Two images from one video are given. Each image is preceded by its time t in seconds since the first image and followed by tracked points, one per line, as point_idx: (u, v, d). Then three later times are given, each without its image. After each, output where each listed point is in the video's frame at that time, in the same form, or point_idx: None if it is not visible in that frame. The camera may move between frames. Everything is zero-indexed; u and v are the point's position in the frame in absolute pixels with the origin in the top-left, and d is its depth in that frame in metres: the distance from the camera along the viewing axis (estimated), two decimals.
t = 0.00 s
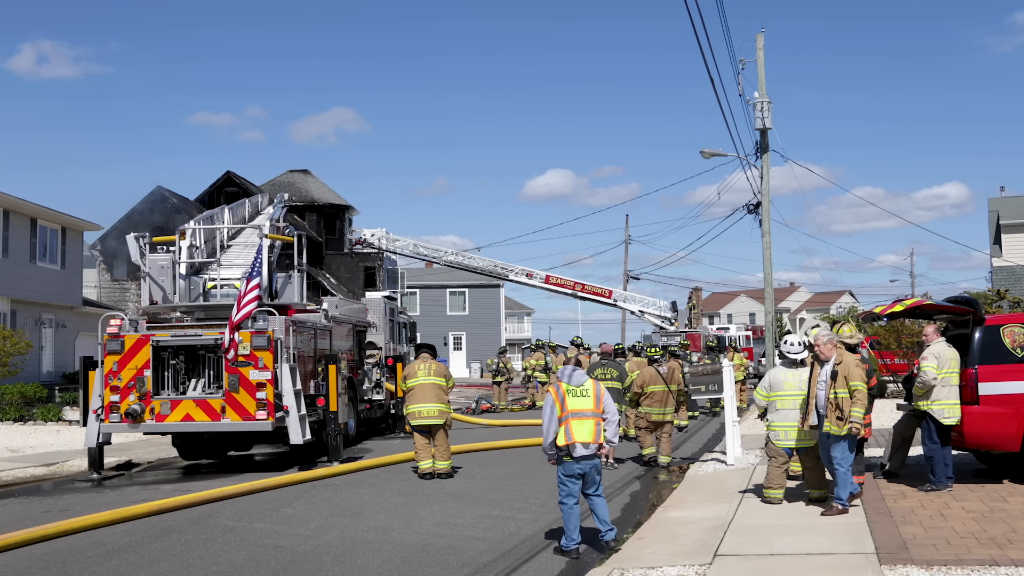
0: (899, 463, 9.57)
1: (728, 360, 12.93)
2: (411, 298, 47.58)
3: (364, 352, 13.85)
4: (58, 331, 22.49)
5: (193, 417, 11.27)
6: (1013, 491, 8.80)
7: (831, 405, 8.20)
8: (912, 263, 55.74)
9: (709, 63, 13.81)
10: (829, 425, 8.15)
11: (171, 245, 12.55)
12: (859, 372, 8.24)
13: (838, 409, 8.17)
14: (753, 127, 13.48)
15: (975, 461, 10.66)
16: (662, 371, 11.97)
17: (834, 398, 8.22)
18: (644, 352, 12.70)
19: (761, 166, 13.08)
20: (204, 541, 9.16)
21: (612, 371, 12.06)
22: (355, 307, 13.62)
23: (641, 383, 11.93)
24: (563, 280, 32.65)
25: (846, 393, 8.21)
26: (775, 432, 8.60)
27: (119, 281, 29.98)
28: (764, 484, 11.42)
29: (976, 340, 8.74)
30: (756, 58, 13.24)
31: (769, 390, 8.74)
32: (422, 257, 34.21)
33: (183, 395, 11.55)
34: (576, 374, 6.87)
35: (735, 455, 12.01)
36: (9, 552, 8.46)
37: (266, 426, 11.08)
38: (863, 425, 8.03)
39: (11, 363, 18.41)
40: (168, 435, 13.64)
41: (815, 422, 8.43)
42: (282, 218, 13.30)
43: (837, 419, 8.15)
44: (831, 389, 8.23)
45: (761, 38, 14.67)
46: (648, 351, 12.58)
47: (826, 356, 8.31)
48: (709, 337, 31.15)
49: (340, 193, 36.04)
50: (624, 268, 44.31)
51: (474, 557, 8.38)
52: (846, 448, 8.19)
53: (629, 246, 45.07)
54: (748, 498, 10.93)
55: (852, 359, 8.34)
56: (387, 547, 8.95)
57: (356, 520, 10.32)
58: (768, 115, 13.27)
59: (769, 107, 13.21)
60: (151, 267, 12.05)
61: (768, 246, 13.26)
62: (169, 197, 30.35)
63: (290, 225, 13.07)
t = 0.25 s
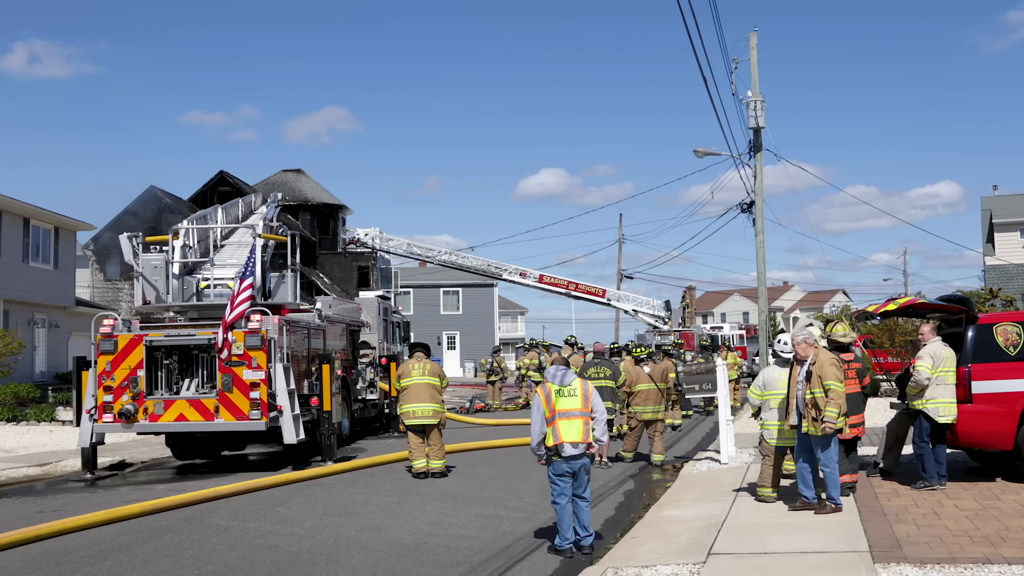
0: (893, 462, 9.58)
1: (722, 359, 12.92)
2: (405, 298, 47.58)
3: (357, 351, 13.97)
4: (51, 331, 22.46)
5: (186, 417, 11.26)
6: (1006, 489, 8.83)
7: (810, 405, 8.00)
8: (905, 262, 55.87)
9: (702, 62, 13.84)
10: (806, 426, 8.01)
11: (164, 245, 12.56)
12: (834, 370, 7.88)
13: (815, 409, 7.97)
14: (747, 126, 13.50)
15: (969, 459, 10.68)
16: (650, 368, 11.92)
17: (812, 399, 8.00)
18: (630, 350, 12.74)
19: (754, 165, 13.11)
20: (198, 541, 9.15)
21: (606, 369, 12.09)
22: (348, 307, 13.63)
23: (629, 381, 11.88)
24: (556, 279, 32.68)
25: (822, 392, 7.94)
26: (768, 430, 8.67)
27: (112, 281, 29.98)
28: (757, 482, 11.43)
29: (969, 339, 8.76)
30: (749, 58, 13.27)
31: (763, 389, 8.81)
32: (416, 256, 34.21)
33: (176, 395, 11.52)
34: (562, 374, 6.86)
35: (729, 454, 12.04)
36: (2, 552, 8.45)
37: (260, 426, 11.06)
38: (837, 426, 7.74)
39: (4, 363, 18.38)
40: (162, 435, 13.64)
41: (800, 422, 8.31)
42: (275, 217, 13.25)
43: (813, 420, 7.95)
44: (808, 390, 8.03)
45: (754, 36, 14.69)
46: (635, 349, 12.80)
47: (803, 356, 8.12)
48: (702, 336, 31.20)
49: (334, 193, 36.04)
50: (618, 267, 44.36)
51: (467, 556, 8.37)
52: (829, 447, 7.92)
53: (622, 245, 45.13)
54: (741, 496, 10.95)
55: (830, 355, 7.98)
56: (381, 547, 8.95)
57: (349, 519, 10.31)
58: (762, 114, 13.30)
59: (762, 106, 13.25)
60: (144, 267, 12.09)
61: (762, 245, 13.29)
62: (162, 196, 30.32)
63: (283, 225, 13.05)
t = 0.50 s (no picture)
0: (887, 461, 9.59)
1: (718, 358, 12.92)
2: (401, 296, 47.55)
3: (353, 349, 13.99)
4: (45, 327, 22.42)
5: (181, 414, 11.24)
6: (1000, 489, 8.85)
7: (781, 407, 8.05)
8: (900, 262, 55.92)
9: (699, 61, 13.85)
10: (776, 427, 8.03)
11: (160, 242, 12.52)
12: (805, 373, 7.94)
13: (785, 411, 8.01)
14: (743, 125, 13.52)
15: (962, 460, 10.71)
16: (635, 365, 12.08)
17: (783, 401, 8.05)
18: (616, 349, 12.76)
19: (750, 165, 13.13)
20: (192, 538, 9.14)
21: (600, 368, 11.93)
22: (344, 304, 13.63)
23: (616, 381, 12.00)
24: (552, 278, 32.69)
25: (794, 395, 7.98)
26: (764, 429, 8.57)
27: (108, 277, 29.97)
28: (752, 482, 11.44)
29: (964, 340, 8.76)
30: (746, 57, 13.29)
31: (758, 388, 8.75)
32: (412, 255, 34.18)
33: (171, 391, 11.50)
34: (558, 373, 6.86)
35: (724, 453, 12.05)
36: None
37: (255, 423, 11.05)
38: (807, 428, 7.80)
39: None
40: (156, 432, 13.64)
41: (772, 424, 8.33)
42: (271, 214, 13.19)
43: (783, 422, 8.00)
44: (779, 391, 8.09)
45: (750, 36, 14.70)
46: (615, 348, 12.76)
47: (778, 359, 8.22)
48: (697, 335, 31.21)
49: (330, 191, 36.03)
50: (614, 266, 44.38)
51: (462, 555, 8.37)
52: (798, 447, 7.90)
53: (618, 244, 45.13)
54: (735, 496, 10.97)
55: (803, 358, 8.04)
56: (376, 545, 8.95)
57: (344, 517, 10.31)
58: (758, 113, 13.31)
59: (759, 105, 13.26)
60: (139, 263, 12.01)
61: (758, 244, 13.30)
62: (158, 193, 30.28)
63: (279, 222, 12.99)
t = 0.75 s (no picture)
0: (888, 460, 9.59)
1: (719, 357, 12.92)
2: (401, 296, 47.56)
3: (354, 349, 13.99)
4: (46, 328, 22.43)
5: (182, 414, 11.24)
6: (1001, 487, 8.85)
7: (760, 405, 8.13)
8: (901, 261, 55.88)
9: (699, 60, 13.86)
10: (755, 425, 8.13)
11: (160, 243, 12.52)
12: (784, 370, 7.99)
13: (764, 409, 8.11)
14: (743, 124, 13.52)
15: (964, 458, 10.70)
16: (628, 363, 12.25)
17: (761, 398, 8.13)
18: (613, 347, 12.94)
19: (750, 163, 13.13)
20: (194, 538, 9.14)
21: (600, 367, 11.76)
22: (345, 304, 13.64)
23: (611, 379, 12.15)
24: (552, 277, 32.71)
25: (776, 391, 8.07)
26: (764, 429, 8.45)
27: (109, 278, 30.00)
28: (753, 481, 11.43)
29: (965, 337, 8.76)
30: (746, 56, 13.30)
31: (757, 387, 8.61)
32: (412, 254, 34.18)
33: (172, 391, 11.49)
34: (559, 373, 6.86)
35: (725, 452, 12.05)
36: None
37: (255, 423, 11.05)
38: (782, 425, 7.84)
39: None
40: (157, 432, 13.66)
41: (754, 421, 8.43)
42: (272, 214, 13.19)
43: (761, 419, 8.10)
44: (759, 389, 8.18)
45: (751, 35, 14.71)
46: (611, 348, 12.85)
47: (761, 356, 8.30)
48: (698, 334, 31.19)
49: (330, 191, 36.03)
50: (614, 265, 44.38)
51: (463, 554, 8.37)
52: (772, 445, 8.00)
53: (618, 244, 45.13)
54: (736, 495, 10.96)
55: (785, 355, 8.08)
56: (377, 544, 8.95)
57: (345, 517, 10.31)
58: (758, 112, 13.32)
59: (759, 104, 13.27)
60: (140, 263, 12.02)
61: (758, 243, 13.30)
62: (158, 193, 30.29)
63: (279, 222, 12.99)
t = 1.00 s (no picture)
0: (889, 461, 9.57)
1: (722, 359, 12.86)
2: (403, 295, 47.55)
3: (354, 349, 14.00)
4: (48, 326, 22.44)
5: (183, 412, 11.25)
6: (1003, 490, 8.84)
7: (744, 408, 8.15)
8: (902, 263, 55.82)
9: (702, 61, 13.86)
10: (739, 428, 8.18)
11: (161, 241, 12.53)
12: (762, 373, 7.97)
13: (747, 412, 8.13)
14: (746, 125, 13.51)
15: (965, 461, 10.69)
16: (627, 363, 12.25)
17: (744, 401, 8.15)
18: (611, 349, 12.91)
19: (753, 165, 13.13)
20: (194, 537, 9.14)
21: (600, 367, 11.73)
22: (346, 304, 13.64)
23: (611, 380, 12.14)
24: (554, 277, 32.69)
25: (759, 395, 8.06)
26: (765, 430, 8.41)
27: (111, 276, 30.01)
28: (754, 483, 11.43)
29: (966, 341, 8.74)
30: (749, 58, 13.30)
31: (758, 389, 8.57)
32: (414, 254, 34.17)
33: (174, 390, 11.49)
34: (558, 374, 6.85)
35: (726, 454, 12.04)
36: None
37: (256, 422, 11.05)
38: (762, 429, 7.87)
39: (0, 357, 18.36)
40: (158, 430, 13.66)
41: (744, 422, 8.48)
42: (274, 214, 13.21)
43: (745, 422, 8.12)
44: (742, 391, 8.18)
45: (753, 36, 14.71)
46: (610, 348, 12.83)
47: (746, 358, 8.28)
48: (700, 335, 31.17)
49: (332, 190, 36.04)
50: (616, 266, 44.36)
51: (464, 554, 8.37)
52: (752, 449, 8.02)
53: (619, 244, 45.12)
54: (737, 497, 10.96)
55: (767, 358, 8.06)
56: (377, 544, 8.94)
57: (346, 516, 10.30)
58: (761, 113, 13.31)
59: (761, 105, 13.26)
60: (142, 262, 12.03)
61: (760, 244, 13.29)
62: (160, 192, 30.29)
63: (281, 221, 12.99)
